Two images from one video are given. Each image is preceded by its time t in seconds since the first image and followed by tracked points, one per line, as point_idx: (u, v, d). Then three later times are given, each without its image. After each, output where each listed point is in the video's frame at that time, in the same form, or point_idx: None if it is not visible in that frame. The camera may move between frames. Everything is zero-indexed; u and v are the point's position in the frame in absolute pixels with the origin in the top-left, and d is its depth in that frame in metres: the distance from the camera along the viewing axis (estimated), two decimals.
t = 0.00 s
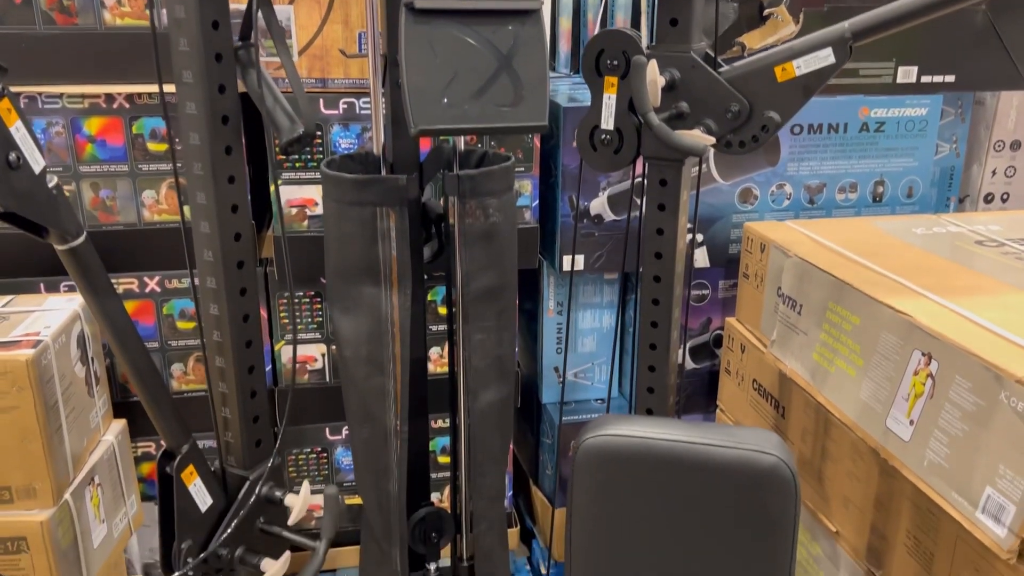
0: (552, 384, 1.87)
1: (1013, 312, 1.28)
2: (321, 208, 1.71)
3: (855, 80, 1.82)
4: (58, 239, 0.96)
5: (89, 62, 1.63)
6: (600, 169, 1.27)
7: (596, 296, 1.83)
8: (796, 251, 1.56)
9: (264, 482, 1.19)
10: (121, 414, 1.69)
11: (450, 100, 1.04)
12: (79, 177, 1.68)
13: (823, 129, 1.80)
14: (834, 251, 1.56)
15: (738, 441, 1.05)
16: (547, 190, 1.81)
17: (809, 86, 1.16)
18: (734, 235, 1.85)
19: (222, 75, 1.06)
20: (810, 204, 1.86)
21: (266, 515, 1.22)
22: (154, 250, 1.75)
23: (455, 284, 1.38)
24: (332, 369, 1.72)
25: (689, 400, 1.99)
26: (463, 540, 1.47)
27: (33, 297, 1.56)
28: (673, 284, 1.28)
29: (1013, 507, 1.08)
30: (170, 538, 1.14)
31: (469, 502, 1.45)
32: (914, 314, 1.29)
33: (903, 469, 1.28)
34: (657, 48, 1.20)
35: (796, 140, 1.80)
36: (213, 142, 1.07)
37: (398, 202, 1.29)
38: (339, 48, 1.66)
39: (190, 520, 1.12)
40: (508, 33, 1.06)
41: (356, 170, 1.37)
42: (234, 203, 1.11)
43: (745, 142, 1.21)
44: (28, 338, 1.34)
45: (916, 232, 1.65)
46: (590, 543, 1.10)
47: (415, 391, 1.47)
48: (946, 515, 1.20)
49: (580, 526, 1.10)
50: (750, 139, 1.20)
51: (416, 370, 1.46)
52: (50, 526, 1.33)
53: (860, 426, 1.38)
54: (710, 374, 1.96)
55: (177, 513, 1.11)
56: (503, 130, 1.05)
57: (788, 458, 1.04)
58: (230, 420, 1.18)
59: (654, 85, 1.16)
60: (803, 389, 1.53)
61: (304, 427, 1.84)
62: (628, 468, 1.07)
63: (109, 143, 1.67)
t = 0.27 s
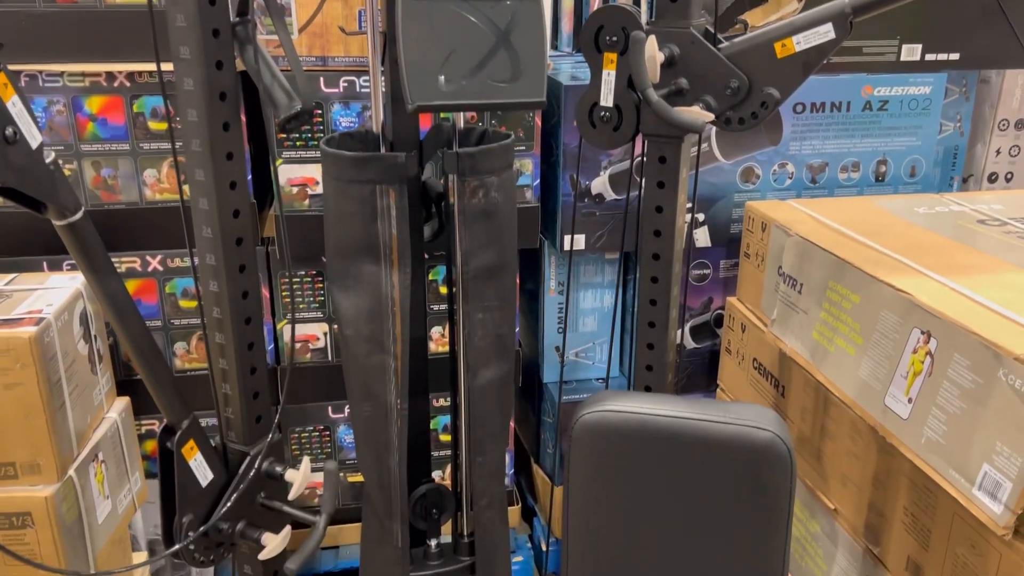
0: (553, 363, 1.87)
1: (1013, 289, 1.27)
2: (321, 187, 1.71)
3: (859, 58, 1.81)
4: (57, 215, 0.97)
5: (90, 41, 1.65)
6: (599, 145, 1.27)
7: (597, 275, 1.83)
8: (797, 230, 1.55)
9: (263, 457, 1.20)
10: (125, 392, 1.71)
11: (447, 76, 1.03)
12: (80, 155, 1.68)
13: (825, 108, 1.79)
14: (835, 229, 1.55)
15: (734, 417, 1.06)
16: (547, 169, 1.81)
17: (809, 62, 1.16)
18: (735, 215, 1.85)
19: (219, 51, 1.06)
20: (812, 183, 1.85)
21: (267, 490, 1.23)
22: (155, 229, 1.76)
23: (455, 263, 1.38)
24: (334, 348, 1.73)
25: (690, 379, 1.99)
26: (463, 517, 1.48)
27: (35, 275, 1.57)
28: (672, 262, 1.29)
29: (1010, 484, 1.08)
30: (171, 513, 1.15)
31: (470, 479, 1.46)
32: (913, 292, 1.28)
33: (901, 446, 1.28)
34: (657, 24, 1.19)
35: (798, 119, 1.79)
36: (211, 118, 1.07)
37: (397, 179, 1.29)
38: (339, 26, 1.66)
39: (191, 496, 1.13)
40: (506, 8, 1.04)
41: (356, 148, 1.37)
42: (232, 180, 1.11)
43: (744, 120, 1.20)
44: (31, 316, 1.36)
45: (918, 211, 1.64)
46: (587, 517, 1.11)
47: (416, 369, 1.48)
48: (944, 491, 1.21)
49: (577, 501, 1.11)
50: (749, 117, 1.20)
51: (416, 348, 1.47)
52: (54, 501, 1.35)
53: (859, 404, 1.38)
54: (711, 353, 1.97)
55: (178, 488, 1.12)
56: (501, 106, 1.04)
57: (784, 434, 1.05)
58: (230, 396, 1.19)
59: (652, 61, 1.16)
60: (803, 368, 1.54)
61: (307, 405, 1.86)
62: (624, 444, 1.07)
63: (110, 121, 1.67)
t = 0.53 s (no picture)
0: (556, 341, 1.88)
1: (1015, 266, 1.27)
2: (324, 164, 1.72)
3: (864, 34, 1.79)
4: (57, 187, 0.98)
5: (92, 18, 1.64)
6: (600, 121, 1.25)
7: (600, 254, 1.83)
8: (800, 207, 1.55)
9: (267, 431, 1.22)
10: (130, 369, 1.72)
11: (448, 51, 1.03)
12: (83, 133, 1.69)
13: (830, 85, 1.78)
14: (838, 207, 1.55)
15: (733, 391, 1.06)
16: (550, 147, 1.80)
17: (810, 36, 1.16)
18: (739, 192, 1.84)
19: (220, 25, 1.05)
20: (816, 161, 1.84)
21: (270, 463, 1.24)
22: (158, 207, 1.76)
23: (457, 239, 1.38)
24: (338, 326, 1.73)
25: (692, 358, 2.00)
26: (466, 494, 1.50)
27: (40, 252, 1.58)
28: (674, 238, 1.29)
29: (1009, 459, 1.09)
30: (175, 488, 1.16)
31: (472, 455, 1.47)
32: (915, 268, 1.28)
33: (902, 423, 1.29)
34: None
35: (803, 96, 1.78)
36: (212, 93, 1.07)
37: (399, 155, 1.29)
38: (340, 2, 1.65)
39: (195, 469, 1.15)
40: None
41: (358, 124, 1.36)
42: (234, 154, 1.12)
43: (746, 95, 1.20)
44: (36, 292, 1.36)
45: (923, 188, 1.64)
46: (587, 491, 1.12)
47: (418, 345, 1.48)
48: (944, 467, 1.21)
49: (577, 474, 1.12)
50: (751, 92, 1.20)
51: (419, 325, 1.47)
52: (60, 475, 1.36)
53: (859, 381, 1.39)
54: (714, 331, 1.97)
55: (181, 461, 1.13)
56: (502, 80, 1.04)
57: (783, 408, 1.05)
58: (233, 371, 1.20)
59: (653, 36, 1.14)
60: (805, 345, 1.54)
61: (311, 382, 1.87)
62: (623, 417, 1.08)
63: (113, 98, 1.67)
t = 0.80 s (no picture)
0: (560, 314, 1.88)
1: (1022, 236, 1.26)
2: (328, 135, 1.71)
3: (874, 4, 1.77)
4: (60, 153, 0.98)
5: None
6: (604, 90, 1.25)
7: (605, 226, 1.82)
8: (805, 178, 1.54)
9: (271, 399, 1.22)
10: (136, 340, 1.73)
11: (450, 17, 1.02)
12: (88, 103, 1.69)
13: (838, 55, 1.76)
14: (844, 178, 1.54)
15: (735, 359, 1.06)
16: (555, 118, 1.80)
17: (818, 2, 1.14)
18: (745, 164, 1.83)
19: None
20: (823, 132, 1.83)
21: (275, 431, 1.25)
22: (162, 178, 1.76)
23: (461, 210, 1.38)
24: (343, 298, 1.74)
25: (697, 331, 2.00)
26: (470, 464, 1.52)
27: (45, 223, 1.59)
28: (678, 208, 1.28)
29: (1011, 428, 1.09)
30: (181, 455, 1.17)
31: (476, 425, 1.48)
32: (920, 239, 1.28)
33: (905, 393, 1.29)
34: None
35: (810, 66, 1.76)
36: (214, 60, 1.07)
37: (402, 124, 1.29)
38: None
39: (200, 436, 1.15)
40: None
41: (361, 93, 1.36)
42: (236, 122, 1.11)
43: (752, 61, 1.19)
44: (42, 262, 1.37)
45: (930, 159, 1.62)
46: (588, 458, 1.12)
47: (422, 316, 1.48)
48: (947, 438, 1.22)
49: (579, 442, 1.12)
50: (757, 58, 1.18)
51: (423, 296, 1.47)
52: (68, 444, 1.37)
53: (863, 351, 1.39)
54: (719, 305, 1.97)
55: (186, 428, 1.14)
56: (504, 46, 1.03)
57: (785, 375, 1.05)
58: (237, 339, 1.21)
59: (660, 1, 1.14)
60: (809, 317, 1.54)
61: (317, 354, 1.88)
62: (625, 385, 1.08)
63: (117, 69, 1.67)
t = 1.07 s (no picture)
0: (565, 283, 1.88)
1: None
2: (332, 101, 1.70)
3: None
4: (62, 115, 0.98)
5: None
6: (611, 54, 1.21)
7: (611, 195, 1.82)
8: (812, 145, 1.53)
9: (276, 362, 1.24)
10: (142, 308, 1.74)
11: None
12: (90, 70, 1.68)
13: (847, 20, 1.74)
14: (851, 144, 1.52)
15: (739, 323, 1.06)
16: (561, 85, 1.78)
17: None
18: (752, 131, 1.83)
19: None
20: (831, 99, 1.81)
21: (280, 395, 1.26)
22: (167, 146, 1.76)
23: (464, 176, 1.37)
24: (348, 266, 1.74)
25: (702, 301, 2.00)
26: (475, 430, 1.53)
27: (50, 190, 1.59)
28: (683, 172, 1.28)
29: (1015, 393, 1.08)
30: (187, 419, 1.17)
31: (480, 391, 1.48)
32: (927, 205, 1.27)
33: (909, 359, 1.29)
34: None
35: (819, 32, 1.75)
36: (215, 21, 1.05)
37: (405, 89, 1.28)
38: None
39: (206, 398, 1.16)
40: None
41: (364, 57, 1.35)
42: (238, 85, 1.11)
43: (758, 24, 1.18)
44: (47, 228, 1.37)
45: (939, 126, 1.61)
46: (591, 423, 1.13)
47: (426, 283, 1.48)
48: (951, 404, 1.22)
49: (582, 407, 1.13)
50: (763, 22, 1.18)
51: (427, 262, 1.47)
52: (75, 409, 1.38)
53: (868, 318, 1.39)
54: (724, 274, 1.97)
55: (192, 391, 1.14)
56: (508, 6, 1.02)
57: (789, 339, 1.05)
58: (242, 303, 1.22)
59: None
60: (815, 284, 1.54)
61: (322, 322, 1.89)
62: (628, 349, 1.08)
63: (119, 35, 1.67)
